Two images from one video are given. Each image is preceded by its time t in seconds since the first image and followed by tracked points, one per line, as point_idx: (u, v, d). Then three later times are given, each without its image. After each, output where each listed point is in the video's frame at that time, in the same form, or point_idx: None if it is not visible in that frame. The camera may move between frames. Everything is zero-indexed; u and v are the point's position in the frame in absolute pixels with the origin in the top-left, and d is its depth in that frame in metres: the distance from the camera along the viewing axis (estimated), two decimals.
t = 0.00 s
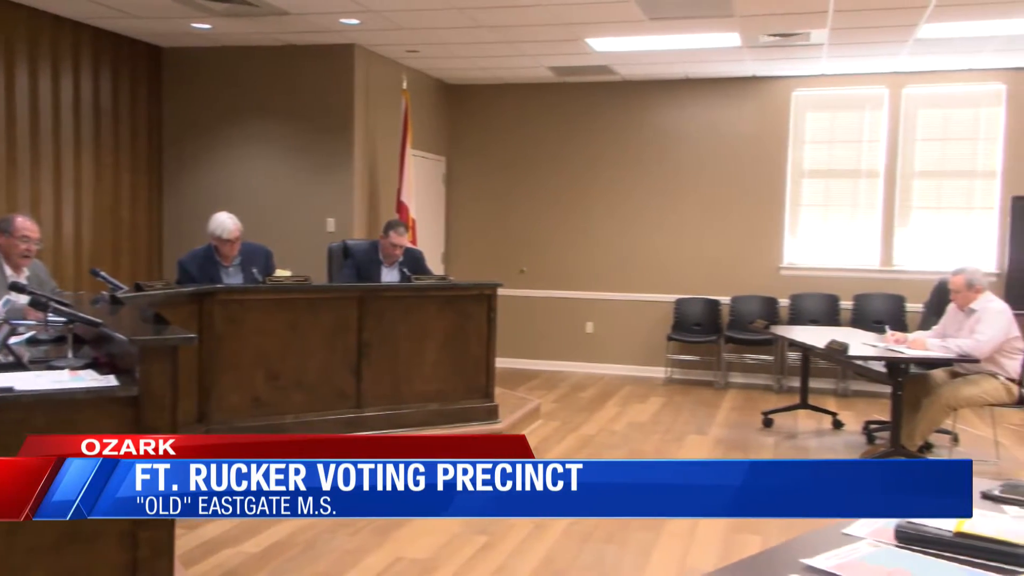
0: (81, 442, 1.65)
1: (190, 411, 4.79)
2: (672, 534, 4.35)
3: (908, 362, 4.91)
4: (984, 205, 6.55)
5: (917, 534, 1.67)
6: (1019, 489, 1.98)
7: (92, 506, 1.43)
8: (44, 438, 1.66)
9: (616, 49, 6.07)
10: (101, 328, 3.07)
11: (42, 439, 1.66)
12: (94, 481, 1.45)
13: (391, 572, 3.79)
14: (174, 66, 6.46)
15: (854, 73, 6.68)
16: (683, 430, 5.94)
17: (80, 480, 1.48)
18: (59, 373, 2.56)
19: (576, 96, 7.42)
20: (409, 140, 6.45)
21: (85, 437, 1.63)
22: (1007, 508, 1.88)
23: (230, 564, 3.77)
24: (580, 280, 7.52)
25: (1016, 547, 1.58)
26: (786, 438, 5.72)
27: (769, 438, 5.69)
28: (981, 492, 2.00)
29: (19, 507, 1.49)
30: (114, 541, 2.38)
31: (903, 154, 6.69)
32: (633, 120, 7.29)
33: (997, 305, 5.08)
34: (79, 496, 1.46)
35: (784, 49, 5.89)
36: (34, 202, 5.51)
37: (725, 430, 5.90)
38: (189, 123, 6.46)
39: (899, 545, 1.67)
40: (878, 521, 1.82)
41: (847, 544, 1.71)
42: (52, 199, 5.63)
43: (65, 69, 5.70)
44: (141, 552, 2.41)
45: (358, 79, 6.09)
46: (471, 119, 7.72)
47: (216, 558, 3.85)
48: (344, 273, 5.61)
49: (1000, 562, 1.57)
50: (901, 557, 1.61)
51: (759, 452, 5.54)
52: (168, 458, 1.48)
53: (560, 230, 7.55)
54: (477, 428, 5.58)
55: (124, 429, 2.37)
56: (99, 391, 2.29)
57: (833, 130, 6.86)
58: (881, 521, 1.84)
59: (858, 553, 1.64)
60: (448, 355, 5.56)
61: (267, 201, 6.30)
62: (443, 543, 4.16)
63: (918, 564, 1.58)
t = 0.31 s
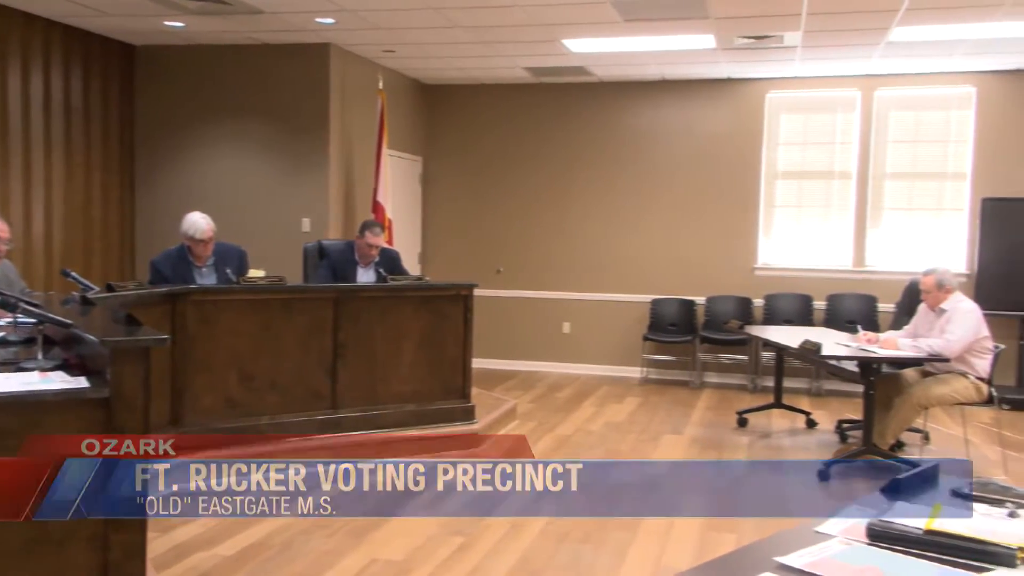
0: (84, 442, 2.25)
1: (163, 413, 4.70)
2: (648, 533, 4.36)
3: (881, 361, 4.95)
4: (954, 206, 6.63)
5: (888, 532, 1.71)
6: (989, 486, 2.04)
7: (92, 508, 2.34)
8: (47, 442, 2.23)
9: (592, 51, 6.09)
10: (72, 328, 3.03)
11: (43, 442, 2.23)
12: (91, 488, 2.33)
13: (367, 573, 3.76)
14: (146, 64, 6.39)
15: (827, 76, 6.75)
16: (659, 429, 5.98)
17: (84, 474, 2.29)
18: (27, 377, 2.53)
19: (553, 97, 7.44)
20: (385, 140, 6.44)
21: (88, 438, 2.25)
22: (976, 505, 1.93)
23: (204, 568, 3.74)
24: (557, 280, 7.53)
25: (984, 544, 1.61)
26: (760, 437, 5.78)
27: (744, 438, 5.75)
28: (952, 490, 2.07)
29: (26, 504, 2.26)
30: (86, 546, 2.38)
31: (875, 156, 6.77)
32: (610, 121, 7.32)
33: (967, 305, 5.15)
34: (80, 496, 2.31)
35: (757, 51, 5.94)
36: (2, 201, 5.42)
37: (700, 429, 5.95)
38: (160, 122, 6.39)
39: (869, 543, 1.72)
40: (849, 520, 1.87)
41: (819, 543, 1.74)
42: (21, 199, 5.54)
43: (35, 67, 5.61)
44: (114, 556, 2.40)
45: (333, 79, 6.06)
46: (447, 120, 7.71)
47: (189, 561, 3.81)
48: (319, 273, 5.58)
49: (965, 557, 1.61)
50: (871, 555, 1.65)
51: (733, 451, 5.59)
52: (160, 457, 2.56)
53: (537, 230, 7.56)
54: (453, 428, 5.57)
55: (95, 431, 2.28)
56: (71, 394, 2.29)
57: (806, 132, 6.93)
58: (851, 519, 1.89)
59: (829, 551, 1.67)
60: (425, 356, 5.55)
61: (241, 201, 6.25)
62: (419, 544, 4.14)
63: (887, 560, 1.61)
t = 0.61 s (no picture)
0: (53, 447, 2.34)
1: (133, 415, 4.66)
2: (621, 532, 4.37)
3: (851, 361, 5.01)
4: (921, 208, 6.72)
5: (856, 530, 1.75)
6: (954, 484, 2.11)
7: None
8: None
9: (565, 52, 6.11)
10: (37, 329, 2.99)
11: None
12: None
13: None
14: (115, 63, 6.31)
15: (797, 79, 6.82)
16: (632, 429, 6.01)
17: None
18: None
19: (527, 98, 7.45)
20: (358, 140, 6.41)
21: None
22: (942, 503, 2.00)
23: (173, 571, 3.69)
24: (532, 280, 7.54)
25: (949, 541, 1.66)
26: (732, 436, 5.84)
27: (716, 437, 5.81)
28: (919, 488, 2.13)
29: None
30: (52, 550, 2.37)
31: (844, 157, 6.85)
32: (584, 121, 7.35)
33: (934, 305, 5.21)
34: None
35: (729, 53, 5.99)
36: None
37: (672, 429, 5.99)
38: (130, 122, 6.31)
39: (838, 540, 1.76)
40: (820, 517, 1.91)
41: (791, 541, 1.78)
42: None
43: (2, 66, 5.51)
44: (81, 560, 2.39)
45: (305, 78, 6.03)
46: (421, 120, 7.69)
47: (157, 565, 3.76)
48: (292, 274, 5.54)
49: (930, 552, 1.66)
50: (839, 552, 1.69)
51: (705, 451, 5.64)
52: None
53: (512, 231, 7.56)
54: (426, 430, 5.56)
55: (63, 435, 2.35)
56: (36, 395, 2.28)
57: (777, 134, 6.99)
58: (822, 517, 1.93)
59: (800, 549, 1.71)
60: (398, 357, 5.52)
61: (211, 201, 6.19)
62: (392, 545, 4.12)
63: (855, 558, 1.65)
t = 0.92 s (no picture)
0: (21, 450, 2.31)
1: (106, 417, 4.61)
2: (598, 530, 4.38)
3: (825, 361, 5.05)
4: (894, 208, 6.80)
5: (831, 528, 1.76)
6: (926, 483, 2.13)
7: None
8: None
9: (543, 52, 6.11)
10: (7, 329, 2.95)
11: None
12: None
13: None
14: (88, 61, 6.24)
15: (772, 81, 6.87)
16: (609, 429, 6.04)
17: None
18: None
19: (505, 98, 7.45)
20: (334, 140, 6.38)
21: None
22: (914, 502, 2.02)
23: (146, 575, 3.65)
24: (510, 281, 7.54)
25: (921, 538, 1.67)
26: (708, 436, 5.88)
27: (692, 437, 5.84)
28: (891, 486, 2.15)
29: None
30: (22, 553, 2.34)
31: (818, 159, 6.91)
32: (561, 122, 7.36)
33: (907, 305, 5.26)
34: None
35: (704, 55, 6.02)
36: None
37: (649, 429, 6.01)
38: (102, 121, 6.25)
39: (814, 539, 1.77)
40: (795, 516, 1.92)
41: (765, 539, 1.79)
42: None
43: None
44: (52, 563, 2.36)
45: (281, 78, 5.99)
46: (398, 119, 7.67)
47: (130, 569, 3.72)
48: (268, 274, 5.50)
49: (903, 548, 1.67)
50: (813, 550, 1.70)
51: (681, 450, 5.67)
52: None
53: (489, 231, 7.56)
54: (403, 431, 5.54)
55: (34, 437, 2.33)
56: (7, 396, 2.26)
57: (753, 135, 7.04)
58: (796, 515, 1.94)
59: (775, 547, 1.72)
60: (375, 358, 5.49)
61: (185, 200, 6.14)
62: (368, 547, 4.10)
63: (828, 556, 1.67)
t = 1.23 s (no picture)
0: None
1: (81, 420, 4.56)
2: (578, 530, 4.38)
3: (802, 361, 5.08)
4: (871, 209, 6.86)
5: (809, 527, 1.76)
6: (901, 481, 2.13)
7: None
8: None
9: (523, 53, 6.11)
10: None
11: None
12: None
13: None
14: (63, 60, 6.18)
15: (750, 82, 6.91)
16: (589, 429, 6.06)
17: None
18: None
19: (485, 98, 7.45)
20: (313, 140, 6.36)
21: None
22: (890, 499, 2.02)
23: None
24: (491, 282, 7.53)
25: (898, 537, 1.68)
26: (687, 435, 5.91)
27: (671, 437, 5.87)
28: (867, 484, 2.15)
29: None
30: None
31: (795, 160, 6.97)
32: (541, 123, 7.37)
33: (883, 305, 5.31)
34: None
35: (683, 56, 6.04)
36: None
37: (629, 429, 6.03)
38: (77, 120, 6.18)
39: (790, 537, 1.77)
40: (772, 515, 1.92)
41: (743, 538, 1.79)
42: None
43: None
44: (27, 565, 2.31)
45: (259, 77, 5.96)
46: (378, 119, 7.65)
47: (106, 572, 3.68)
48: (246, 275, 5.46)
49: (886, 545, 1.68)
50: (789, 549, 1.70)
51: (660, 450, 5.69)
52: None
53: (469, 232, 7.55)
54: (382, 432, 5.52)
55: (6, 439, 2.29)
56: None
57: (731, 136, 7.08)
58: (773, 514, 1.94)
59: (752, 546, 1.72)
60: (354, 359, 5.47)
61: (162, 200, 6.09)
62: (348, 548, 4.08)
63: (806, 554, 1.67)
